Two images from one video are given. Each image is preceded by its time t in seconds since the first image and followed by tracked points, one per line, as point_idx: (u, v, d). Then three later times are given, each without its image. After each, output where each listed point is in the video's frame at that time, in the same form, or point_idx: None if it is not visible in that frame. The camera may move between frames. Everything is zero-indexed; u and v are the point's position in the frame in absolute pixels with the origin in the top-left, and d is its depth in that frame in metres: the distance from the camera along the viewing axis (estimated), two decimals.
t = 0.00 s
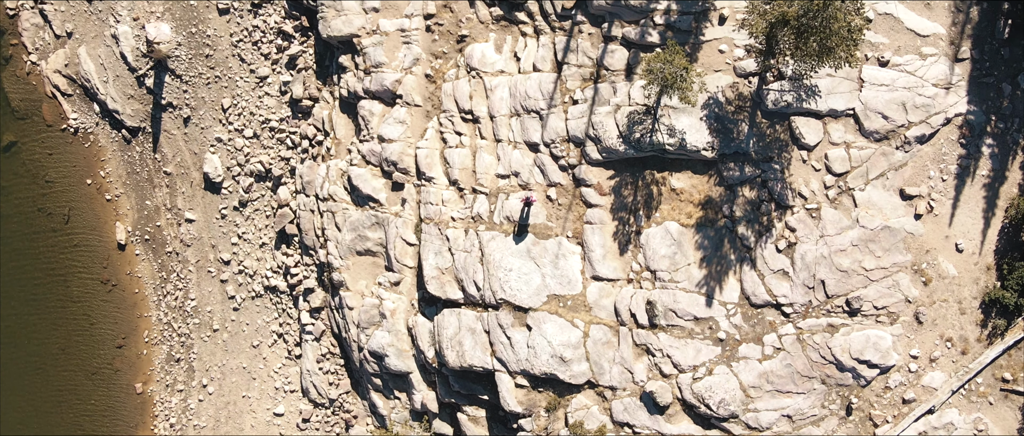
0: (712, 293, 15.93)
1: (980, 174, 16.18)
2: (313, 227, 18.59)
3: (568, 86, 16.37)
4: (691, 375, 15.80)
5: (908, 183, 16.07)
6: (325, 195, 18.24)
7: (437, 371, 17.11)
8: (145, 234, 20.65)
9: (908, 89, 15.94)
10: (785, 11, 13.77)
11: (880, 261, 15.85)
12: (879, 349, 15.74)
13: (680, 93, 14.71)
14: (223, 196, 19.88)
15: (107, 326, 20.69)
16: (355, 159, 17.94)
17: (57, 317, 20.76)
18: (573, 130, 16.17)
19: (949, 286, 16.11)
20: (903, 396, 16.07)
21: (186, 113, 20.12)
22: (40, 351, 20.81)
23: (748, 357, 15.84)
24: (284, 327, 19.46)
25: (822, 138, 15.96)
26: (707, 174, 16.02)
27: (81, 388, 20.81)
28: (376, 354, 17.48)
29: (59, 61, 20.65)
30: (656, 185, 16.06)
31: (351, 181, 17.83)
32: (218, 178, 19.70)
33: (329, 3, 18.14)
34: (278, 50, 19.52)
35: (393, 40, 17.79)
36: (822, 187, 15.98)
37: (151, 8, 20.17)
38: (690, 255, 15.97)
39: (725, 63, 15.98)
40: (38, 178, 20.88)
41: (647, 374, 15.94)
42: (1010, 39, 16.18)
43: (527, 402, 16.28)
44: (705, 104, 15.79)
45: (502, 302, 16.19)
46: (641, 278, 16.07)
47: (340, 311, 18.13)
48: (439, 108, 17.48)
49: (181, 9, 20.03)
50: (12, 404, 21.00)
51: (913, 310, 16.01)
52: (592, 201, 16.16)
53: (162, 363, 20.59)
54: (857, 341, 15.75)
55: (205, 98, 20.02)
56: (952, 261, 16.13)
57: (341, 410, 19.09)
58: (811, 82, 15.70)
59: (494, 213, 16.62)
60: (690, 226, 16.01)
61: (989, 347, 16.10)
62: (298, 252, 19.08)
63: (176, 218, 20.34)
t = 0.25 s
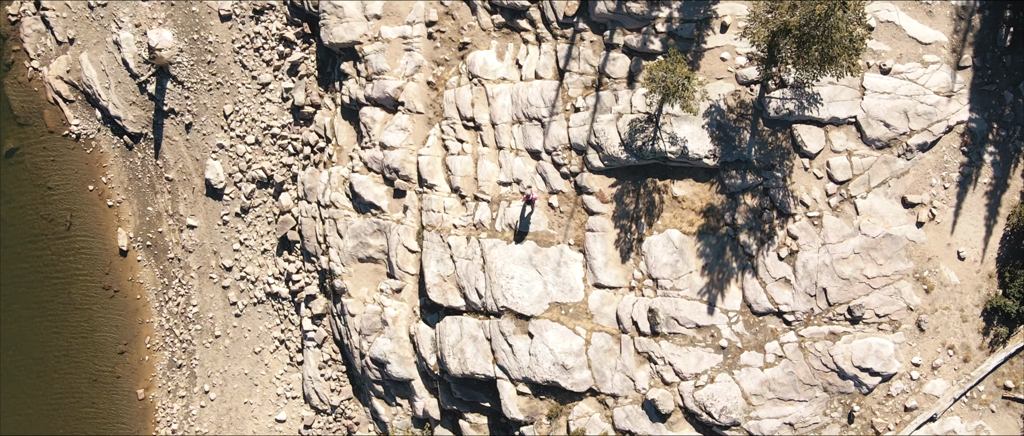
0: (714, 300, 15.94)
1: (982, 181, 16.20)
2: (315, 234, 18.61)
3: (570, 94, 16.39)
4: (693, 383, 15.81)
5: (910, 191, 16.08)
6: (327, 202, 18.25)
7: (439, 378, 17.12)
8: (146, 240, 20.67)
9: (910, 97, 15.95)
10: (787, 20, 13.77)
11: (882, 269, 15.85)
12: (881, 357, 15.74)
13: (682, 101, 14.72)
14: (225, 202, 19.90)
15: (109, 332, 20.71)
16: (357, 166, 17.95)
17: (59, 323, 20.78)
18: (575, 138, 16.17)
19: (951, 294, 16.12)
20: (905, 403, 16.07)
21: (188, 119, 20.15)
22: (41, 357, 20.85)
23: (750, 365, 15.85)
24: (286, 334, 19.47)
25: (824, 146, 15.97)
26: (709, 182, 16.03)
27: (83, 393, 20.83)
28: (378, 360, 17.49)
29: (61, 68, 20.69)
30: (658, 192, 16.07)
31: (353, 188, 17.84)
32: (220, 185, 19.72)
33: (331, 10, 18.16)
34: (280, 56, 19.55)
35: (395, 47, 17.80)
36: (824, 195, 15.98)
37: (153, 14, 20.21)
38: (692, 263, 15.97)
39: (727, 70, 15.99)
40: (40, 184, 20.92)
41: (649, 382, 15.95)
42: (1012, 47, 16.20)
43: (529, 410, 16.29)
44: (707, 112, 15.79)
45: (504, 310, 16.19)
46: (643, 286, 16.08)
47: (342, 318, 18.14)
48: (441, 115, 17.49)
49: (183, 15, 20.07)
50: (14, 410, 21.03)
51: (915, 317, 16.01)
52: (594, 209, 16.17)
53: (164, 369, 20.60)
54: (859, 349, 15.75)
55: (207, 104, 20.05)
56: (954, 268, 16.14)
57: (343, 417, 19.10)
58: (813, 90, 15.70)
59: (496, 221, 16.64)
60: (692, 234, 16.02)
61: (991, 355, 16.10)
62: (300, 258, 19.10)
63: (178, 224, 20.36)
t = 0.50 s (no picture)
0: (716, 309, 15.95)
1: (983, 189, 16.21)
2: (316, 241, 18.63)
3: (571, 102, 16.40)
4: (695, 391, 15.82)
5: (911, 199, 16.09)
6: (329, 209, 18.28)
7: (441, 385, 17.13)
8: (148, 246, 20.70)
9: (911, 105, 15.96)
10: (789, 29, 13.76)
11: (884, 277, 15.86)
12: (883, 365, 15.74)
13: (683, 110, 14.73)
14: (227, 208, 19.92)
15: (111, 338, 20.75)
16: (358, 173, 17.96)
17: (60, 329, 20.81)
18: (577, 146, 16.18)
19: (953, 302, 16.12)
20: (907, 411, 16.08)
21: (190, 125, 20.18)
22: (43, 363, 20.88)
23: (751, 373, 15.87)
24: (288, 340, 19.48)
25: (826, 154, 15.97)
26: (711, 190, 16.03)
27: (85, 399, 20.88)
28: (380, 367, 17.50)
29: (63, 74, 20.73)
30: (659, 200, 16.09)
31: (355, 195, 17.86)
32: (222, 191, 19.74)
33: (333, 17, 18.18)
34: (281, 63, 19.58)
35: (396, 54, 17.81)
36: (826, 203, 15.99)
37: (155, 20, 20.23)
38: (693, 271, 15.98)
39: (729, 78, 16.00)
40: (42, 191, 20.94)
41: (651, 389, 15.95)
42: (1013, 55, 16.21)
43: (531, 417, 16.31)
44: (708, 120, 15.80)
45: (505, 318, 16.21)
46: (644, 294, 16.09)
47: (344, 324, 18.16)
48: (443, 122, 17.50)
49: (185, 22, 20.10)
50: (16, 416, 21.05)
51: (916, 325, 16.02)
52: (596, 217, 16.18)
53: (166, 375, 20.63)
54: (861, 357, 15.75)
55: (209, 111, 20.08)
56: (956, 276, 16.14)
57: (344, 423, 19.11)
58: (815, 98, 15.72)
59: (497, 228, 16.66)
60: (693, 242, 16.02)
61: (993, 363, 16.11)
62: (302, 265, 19.12)
63: (179, 231, 20.39)
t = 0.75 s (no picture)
0: (718, 316, 15.97)
1: (985, 197, 16.23)
2: (318, 247, 18.63)
3: (574, 109, 16.41)
4: (697, 399, 15.82)
5: (913, 206, 16.11)
6: (331, 216, 18.30)
7: (443, 392, 17.14)
8: (150, 252, 20.72)
9: (913, 113, 15.97)
10: (791, 40, 13.73)
11: (886, 285, 15.86)
12: (885, 373, 15.75)
13: (686, 119, 14.75)
14: (229, 215, 19.94)
15: (114, 345, 20.78)
16: (361, 180, 17.98)
17: (63, 336, 20.83)
18: (579, 154, 16.20)
19: (955, 310, 16.13)
20: (909, 419, 16.08)
21: (192, 132, 20.20)
22: (46, 369, 20.92)
23: (754, 381, 15.87)
24: (290, 346, 19.50)
25: (828, 162, 15.98)
26: (713, 198, 16.05)
27: (88, 405, 20.92)
28: (382, 375, 17.51)
29: (65, 80, 20.78)
30: (661, 208, 16.10)
31: (357, 202, 17.88)
32: (224, 198, 19.76)
33: (335, 24, 18.22)
34: (284, 69, 19.61)
35: (399, 62, 17.84)
36: (828, 211, 16.00)
37: (157, 27, 20.26)
38: (695, 279, 15.99)
39: (731, 86, 16.01)
40: (44, 197, 20.98)
41: (653, 397, 15.95)
42: (1015, 63, 16.23)
43: (533, 425, 16.32)
44: (710, 128, 15.81)
45: (508, 325, 16.22)
46: (647, 302, 16.10)
47: (346, 331, 18.16)
48: (445, 130, 17.52)
49: (187, 29, 20.13)
50: (19, 422, 21.10)
51: (918, 333, 16.02)
52: (598, 224, 16.19)
53: (168, 381, 20.66)
54: (863, 365, 15.76)
55: (211, 117, 20.12)
56: (958, 284, 16.14)
57: (347, 430, 19.12)
58: (817, 106, 15.68)
59: (500, 236, 16.67)
60: (695, 250, 16.04)
61: (995, 370, 16.12)
62: (304, 272, 19.13)
63: (182, 237, 20.41)
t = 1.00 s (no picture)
0: (720, 324, 15.96)
1: (988, 205, 16.23)
2: (321, 254, 18.65)
3: (576, 117, 16.42)
4: (699, 407, 15.83)
5: (916, 214, 16.11)
6: (333, 222, 18.31)
7: (446, 400, 17.16)
8: (152, 258, 20.75)
9: (915, 121, 15.97)
10: (793, 49, 13.77)
11: (888, 293, 15.86)
12: (887, 381, 15.75)
13: (688, 127, 14.76)
14: (231, 221, 19.96)
15: (116, 351, 20.81)
16: (363, 187, 17.99)
17: (65, 342, 20.87)
18: (581, 162, 16.20)
19: (957, 318, 16.13)
20: (911, 427, 16.08)
21: (194, 138, 20.22)
22: (48, 374, 20.95)
23: (756, 389, 15.88)
24: (292, 353, 19.53)
25: (830, 170, 15.99)
26: (715, 206, 16.05)
27: (90, 411, 20.96)
28: (384, 382, 17.52)
29: (67, 86, 20.82)
30: (664, 216, 16.10)
31: (359, 209, 17.89)
32: (226, 204, 19.78)
33: (337, 31, 18.21)
34: (286, 76, 19.62)
35: (401, 69, 17.85)
36: (830, 219, 16.01)
37: (159, 33, 20.29)
38: (698, 287, 16.00)
39: (733, 94, 16.01)
40: (46, 203, 21.01)
41: (655, 405, 15.96)
42: (1018, 70, 16.24)
43: (535, 432, 16.33)
44: (712, 136, 15.82)
45: (510, 333, 16.23)
46: (649, 310, 16.10)
47: (348, 338, 18.17)
48: (447, 137, 17.54)
49: (189, 35, 20.16)
50: (20, 428, 21.11)
51: (921, 341, 16.02)
52: (600, 232, 16.20)
53: (171, 387, 20.68)
54: (865, 373, 15.76)
55: (214, 124, 20.13)
56: (960, 292, 16.15)
57: None
58: (820, 114, 15.68)
59: (502, 244, 16.69)
60: (698, 257, 16.04)
61: (998, 378, 16.13)
62: (306, 278, 19.15)
63: (184, 243, 20.43)
